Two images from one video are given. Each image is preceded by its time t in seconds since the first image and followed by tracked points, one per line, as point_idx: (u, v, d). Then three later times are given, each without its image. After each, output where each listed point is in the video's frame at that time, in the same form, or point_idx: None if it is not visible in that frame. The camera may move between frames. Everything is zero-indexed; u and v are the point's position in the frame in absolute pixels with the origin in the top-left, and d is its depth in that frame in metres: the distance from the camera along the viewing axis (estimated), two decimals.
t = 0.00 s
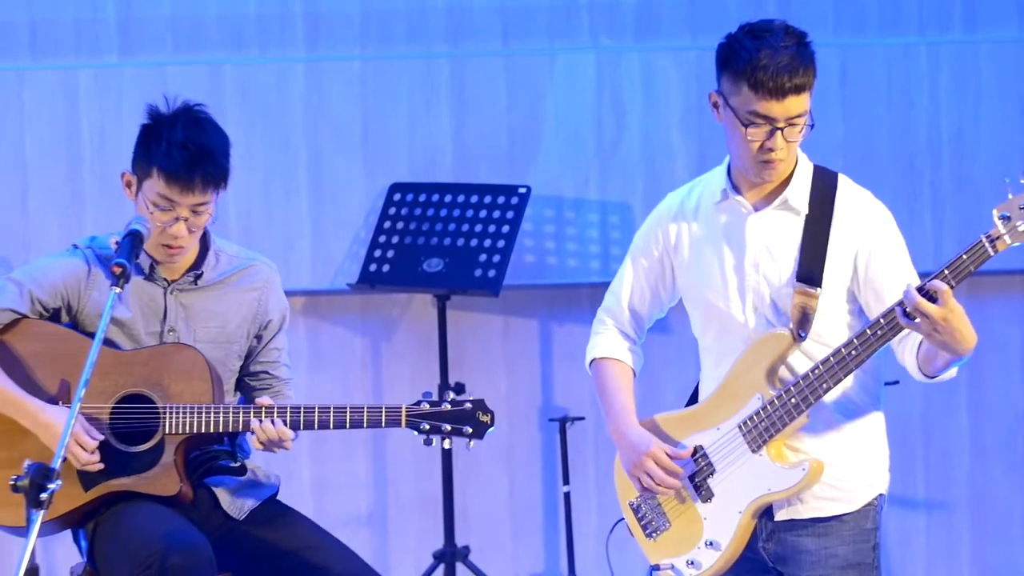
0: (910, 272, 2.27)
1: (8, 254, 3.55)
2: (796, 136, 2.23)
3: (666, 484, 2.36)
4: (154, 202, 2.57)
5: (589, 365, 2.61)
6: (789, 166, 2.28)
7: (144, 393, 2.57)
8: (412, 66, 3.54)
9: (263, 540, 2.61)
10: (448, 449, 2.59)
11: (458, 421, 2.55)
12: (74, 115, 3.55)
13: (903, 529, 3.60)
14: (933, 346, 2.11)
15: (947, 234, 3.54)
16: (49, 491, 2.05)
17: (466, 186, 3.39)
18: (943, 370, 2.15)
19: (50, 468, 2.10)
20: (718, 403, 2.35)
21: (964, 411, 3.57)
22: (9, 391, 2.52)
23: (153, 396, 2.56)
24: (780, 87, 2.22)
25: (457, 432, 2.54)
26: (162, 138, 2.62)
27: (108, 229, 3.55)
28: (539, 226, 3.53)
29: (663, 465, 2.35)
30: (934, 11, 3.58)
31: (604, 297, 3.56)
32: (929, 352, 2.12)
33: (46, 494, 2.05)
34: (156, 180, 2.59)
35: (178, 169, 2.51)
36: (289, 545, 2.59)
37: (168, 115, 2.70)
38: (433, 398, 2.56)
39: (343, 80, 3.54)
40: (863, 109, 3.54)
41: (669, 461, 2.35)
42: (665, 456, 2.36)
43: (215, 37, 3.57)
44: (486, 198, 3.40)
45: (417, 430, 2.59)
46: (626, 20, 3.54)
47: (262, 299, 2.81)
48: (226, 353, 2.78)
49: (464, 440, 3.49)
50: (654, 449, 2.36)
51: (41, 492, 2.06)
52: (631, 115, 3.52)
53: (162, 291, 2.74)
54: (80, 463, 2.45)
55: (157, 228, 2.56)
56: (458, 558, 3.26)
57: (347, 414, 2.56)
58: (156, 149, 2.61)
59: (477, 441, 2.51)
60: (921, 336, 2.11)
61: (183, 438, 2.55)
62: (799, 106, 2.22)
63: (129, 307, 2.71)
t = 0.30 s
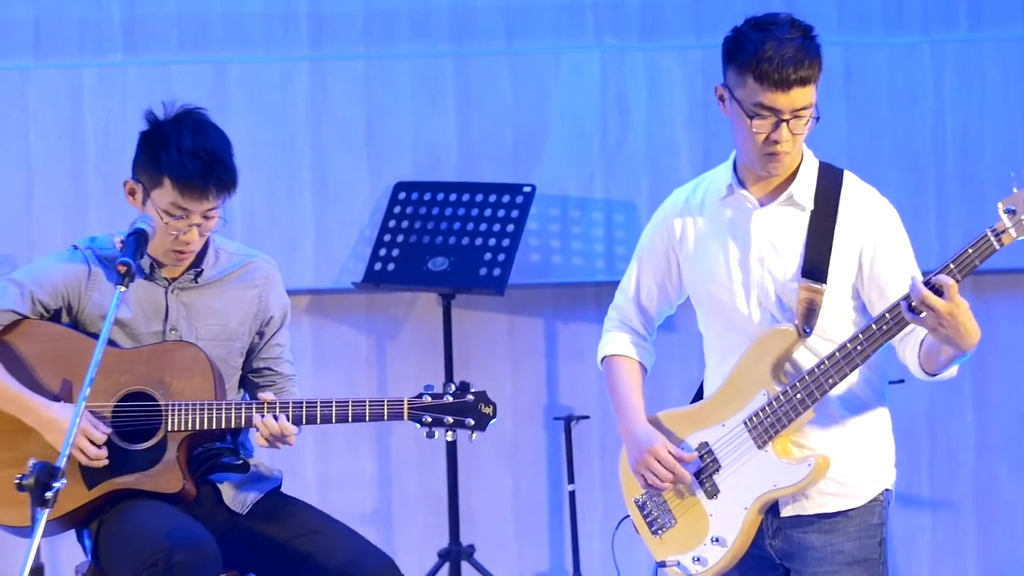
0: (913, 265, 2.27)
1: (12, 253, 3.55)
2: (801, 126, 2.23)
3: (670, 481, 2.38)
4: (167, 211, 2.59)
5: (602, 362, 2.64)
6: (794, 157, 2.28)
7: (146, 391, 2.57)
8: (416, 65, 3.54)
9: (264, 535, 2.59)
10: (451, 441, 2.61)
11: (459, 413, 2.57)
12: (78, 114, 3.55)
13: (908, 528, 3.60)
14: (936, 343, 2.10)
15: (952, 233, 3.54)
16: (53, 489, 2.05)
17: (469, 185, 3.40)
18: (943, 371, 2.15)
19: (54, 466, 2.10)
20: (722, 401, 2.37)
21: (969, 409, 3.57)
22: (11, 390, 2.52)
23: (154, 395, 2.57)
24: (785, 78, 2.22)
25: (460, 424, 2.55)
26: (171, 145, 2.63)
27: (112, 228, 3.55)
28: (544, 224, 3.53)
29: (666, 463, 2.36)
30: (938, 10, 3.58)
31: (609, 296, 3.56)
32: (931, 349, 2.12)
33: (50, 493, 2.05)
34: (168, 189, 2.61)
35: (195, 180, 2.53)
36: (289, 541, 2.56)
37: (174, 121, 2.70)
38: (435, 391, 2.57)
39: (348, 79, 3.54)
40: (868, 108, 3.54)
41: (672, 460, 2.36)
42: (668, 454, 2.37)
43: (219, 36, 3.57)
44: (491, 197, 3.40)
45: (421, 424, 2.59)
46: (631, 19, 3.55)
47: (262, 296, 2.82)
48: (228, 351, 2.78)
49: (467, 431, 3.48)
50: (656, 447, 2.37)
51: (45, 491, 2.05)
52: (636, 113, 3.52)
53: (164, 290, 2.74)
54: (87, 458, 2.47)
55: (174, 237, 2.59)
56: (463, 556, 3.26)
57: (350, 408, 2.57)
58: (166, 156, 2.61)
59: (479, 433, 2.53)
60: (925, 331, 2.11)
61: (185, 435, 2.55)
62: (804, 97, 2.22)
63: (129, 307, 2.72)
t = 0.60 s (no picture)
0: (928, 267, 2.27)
1: (29, 250, 3.55)
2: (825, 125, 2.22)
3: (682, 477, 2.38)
4: (184, 209, 2.59)
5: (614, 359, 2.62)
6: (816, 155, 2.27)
7: (163, 388, 2.58)
8: (432, 62, 3.54)
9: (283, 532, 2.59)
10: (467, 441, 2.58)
11: (475, 413, 2.54)
12: (95, 112, 3.55)
13: (924, 525, 3.61)
14: (946, 350, 2.11)
15: (969, 230, 3.54)
16: (69, 487, 2.06)
17: (486, 183, 3.40)
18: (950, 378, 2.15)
19: (70, 464, 2.11)
20: (737, 398, 2.36)
21: (984, 406, 3.57)
22: (28, 386, 2.52)
23: (172, 392, 2.57)
24: (811, 76, 2.21)
25: (477, 423, 2.52)
26: (190, 145, 2.62)
27: (128, 225, 3.55)
28: (560, 222, 3.53)
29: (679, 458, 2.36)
30: (954, 8, 3.58)
31: (625, 293, 3.55)
32: (939, 356, 2.12)
33: (66, 490, 2.06)
34: (186, 188, 2.59)
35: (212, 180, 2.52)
36: (308, 540, 2.58)
37: (194, 121, 2.71)
38: (452, 391, 2.55)
39: (364, 76, 3.54)
40: (885, 105, 3.54)
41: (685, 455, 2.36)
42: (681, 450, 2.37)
43: (235, 34, 3.57)
44: (506, 194, 3.41)
45: (437, 422, 2.58)
46: (646, 16, 3.54)
47: (280, 296, 2.82)
48: (245, 350, 2.77)
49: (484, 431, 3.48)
50: (669, 442, 2.37)
51: (61, 488, 2.07)
52: (652, 110, 3.52)
53: (181, 288, 2.75)
54: (99, 458, 2.46)
55: (189, 235, 2.58)
56: (479, 553, 3.27)
57: (366, 408, 2.55)
58: (185, 156, 2.61)
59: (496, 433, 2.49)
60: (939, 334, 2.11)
61: (202, 434, 2.56)
62: (829, 96, 2.22)
63: (147, 303, 2.72)
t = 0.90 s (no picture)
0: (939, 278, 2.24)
1: (42, 249, 3.56)
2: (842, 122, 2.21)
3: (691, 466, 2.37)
4: (202, 209, 2.58)
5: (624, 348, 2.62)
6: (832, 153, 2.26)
7: (177, 387, 2.57)
8: (445, 61, 3.54)
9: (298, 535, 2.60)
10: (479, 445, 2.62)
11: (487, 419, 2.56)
12: (107, 111, 3.56)
13: (936, 524, 3.60)
14: (944, 359, 2.09)
15: (983, 230, 3.54)
16: (82, 485, 2.06)
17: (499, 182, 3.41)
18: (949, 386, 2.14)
19: (82, 462, 2.10)
20: (751, 395, 2.35)
21: (997, 406, 3.57)
22: (44, 383, 2.51)
23: (185, 391, 2.57)
24: (830, 72, 2.20)
25: (490, 428, 2.56)
26: (209, 145, 2.62)
27: (141, 224, 3.55)
28: (572, 221, 3.53)
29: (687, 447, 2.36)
30: (967, 8, 3.57)
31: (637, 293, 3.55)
32: (937, 363, 2.11)
33: (78, 489, 2.06)
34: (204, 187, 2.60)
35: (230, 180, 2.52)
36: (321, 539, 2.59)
37: (213, 120, 2.71)
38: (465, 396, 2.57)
39: (377, 76, 3.54)
40: (898, 105, 3.54)
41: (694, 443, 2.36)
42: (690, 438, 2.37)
43: (248, 33, 3.57)
44: (519, 193, 3.41)
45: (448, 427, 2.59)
46: (659, 15, 3.54)
47: (297, 302, 2.82)
48: (261, 353, 2.78)
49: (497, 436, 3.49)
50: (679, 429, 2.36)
51: (73, 487, 2.06)
52: (665, 110, 3.52)
53: (199, 288, 2.75)
54: (116, 452, 2.46)
55: (206, 234, 2.57)
56: (491, 552, 3.27)
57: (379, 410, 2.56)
58: (203, 155, 2.62)
59: (510, 439, 2.53)
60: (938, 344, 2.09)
61: (214, 434, 2.55)
62: (847, 94, 2.21)
63: (163, 299, 2.73)
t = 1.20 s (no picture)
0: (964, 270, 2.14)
1: (65, 248, 3.56)
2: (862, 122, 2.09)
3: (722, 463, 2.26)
4: (226, 207, 2.56)
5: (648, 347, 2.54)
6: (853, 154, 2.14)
7: (200, 387, 2.51)
8: (467, 60, 3.54)
9: (314, 530, 2.51)
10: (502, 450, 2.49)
11: (512, 424, 2.44)
12: (130, 109, 3.56)
13: (959, 523, 3.60)
14: (980, 346, 1.98)
15: (1006, 228, 3.54)
16: (105, 484, 2.03)
17: (522, 180, 3.41)
18: (981, 374, 2.03)
19: (104, 461, 2.07)
20: (775, 392, 2.24)
21: (1020, 404, 3.57)
22: (70, 379, 2.45)
23: (209, 391, 2.51)
24: (848, 71, 2.09)
25: (511, 436, 2.44)
26: (231, 141, 2.61)
27: (163, 222, 3.55)
28: (595, 219, 3.53)
29: (719, 442, 2.25)
30: (990, 6, 3.58)
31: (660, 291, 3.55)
32: (972, 352, 2.00)
33: (101, 487, 2.03)
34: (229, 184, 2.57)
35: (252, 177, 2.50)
36: (340, 538, 2.50)
37: (237, 117, 2.69)
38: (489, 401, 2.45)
39: (400, 75, 3.55)
40: (921, 103, 3.54)
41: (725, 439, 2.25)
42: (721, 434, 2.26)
43: (270, 30, 3.57)
44: (540, 192, 3.41)
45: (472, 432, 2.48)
46: (682, 13, 3.54)
47: (323, 304, 2.80)
48: (285, 355, 2.77)
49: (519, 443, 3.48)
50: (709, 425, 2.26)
51: (96, 485, 2.03)
52: (687, 108, 3.52)
53: (226, 288, 2.72)
54: (137, 455, 2.40)
55: (230, 232, 2.54)
56: (514, 551, 3.26)
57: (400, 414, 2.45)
58: (227, 152, 2.59)
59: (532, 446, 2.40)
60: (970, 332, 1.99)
61: (237, 434, 2.49)
62: (867, 92, 2.09)
63: (188, 297, 2.69)
